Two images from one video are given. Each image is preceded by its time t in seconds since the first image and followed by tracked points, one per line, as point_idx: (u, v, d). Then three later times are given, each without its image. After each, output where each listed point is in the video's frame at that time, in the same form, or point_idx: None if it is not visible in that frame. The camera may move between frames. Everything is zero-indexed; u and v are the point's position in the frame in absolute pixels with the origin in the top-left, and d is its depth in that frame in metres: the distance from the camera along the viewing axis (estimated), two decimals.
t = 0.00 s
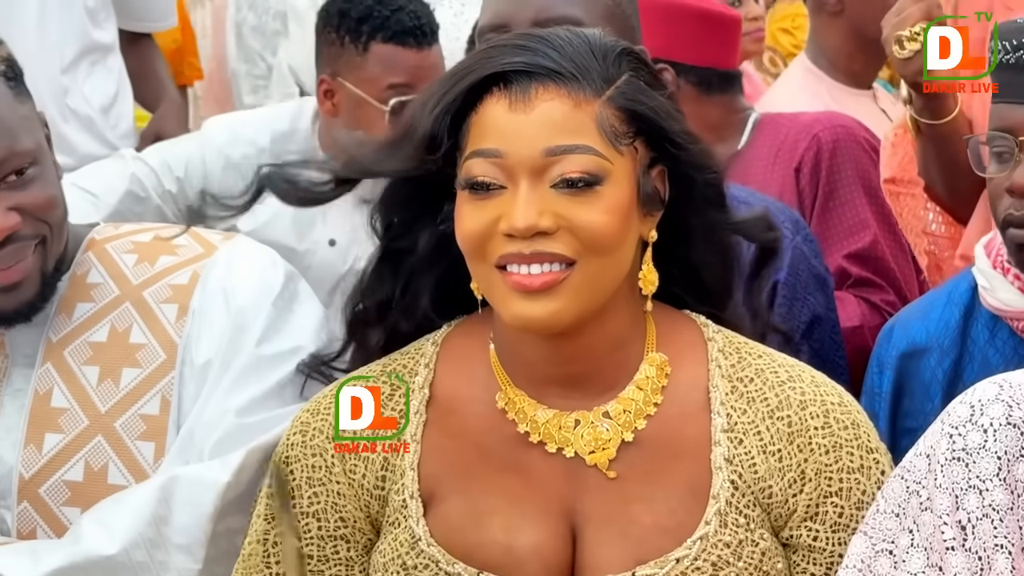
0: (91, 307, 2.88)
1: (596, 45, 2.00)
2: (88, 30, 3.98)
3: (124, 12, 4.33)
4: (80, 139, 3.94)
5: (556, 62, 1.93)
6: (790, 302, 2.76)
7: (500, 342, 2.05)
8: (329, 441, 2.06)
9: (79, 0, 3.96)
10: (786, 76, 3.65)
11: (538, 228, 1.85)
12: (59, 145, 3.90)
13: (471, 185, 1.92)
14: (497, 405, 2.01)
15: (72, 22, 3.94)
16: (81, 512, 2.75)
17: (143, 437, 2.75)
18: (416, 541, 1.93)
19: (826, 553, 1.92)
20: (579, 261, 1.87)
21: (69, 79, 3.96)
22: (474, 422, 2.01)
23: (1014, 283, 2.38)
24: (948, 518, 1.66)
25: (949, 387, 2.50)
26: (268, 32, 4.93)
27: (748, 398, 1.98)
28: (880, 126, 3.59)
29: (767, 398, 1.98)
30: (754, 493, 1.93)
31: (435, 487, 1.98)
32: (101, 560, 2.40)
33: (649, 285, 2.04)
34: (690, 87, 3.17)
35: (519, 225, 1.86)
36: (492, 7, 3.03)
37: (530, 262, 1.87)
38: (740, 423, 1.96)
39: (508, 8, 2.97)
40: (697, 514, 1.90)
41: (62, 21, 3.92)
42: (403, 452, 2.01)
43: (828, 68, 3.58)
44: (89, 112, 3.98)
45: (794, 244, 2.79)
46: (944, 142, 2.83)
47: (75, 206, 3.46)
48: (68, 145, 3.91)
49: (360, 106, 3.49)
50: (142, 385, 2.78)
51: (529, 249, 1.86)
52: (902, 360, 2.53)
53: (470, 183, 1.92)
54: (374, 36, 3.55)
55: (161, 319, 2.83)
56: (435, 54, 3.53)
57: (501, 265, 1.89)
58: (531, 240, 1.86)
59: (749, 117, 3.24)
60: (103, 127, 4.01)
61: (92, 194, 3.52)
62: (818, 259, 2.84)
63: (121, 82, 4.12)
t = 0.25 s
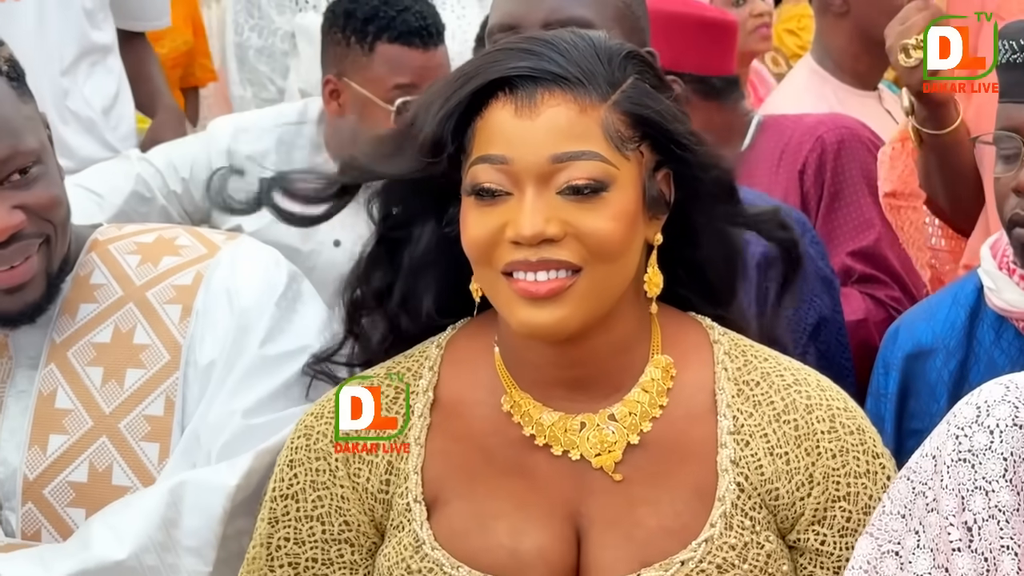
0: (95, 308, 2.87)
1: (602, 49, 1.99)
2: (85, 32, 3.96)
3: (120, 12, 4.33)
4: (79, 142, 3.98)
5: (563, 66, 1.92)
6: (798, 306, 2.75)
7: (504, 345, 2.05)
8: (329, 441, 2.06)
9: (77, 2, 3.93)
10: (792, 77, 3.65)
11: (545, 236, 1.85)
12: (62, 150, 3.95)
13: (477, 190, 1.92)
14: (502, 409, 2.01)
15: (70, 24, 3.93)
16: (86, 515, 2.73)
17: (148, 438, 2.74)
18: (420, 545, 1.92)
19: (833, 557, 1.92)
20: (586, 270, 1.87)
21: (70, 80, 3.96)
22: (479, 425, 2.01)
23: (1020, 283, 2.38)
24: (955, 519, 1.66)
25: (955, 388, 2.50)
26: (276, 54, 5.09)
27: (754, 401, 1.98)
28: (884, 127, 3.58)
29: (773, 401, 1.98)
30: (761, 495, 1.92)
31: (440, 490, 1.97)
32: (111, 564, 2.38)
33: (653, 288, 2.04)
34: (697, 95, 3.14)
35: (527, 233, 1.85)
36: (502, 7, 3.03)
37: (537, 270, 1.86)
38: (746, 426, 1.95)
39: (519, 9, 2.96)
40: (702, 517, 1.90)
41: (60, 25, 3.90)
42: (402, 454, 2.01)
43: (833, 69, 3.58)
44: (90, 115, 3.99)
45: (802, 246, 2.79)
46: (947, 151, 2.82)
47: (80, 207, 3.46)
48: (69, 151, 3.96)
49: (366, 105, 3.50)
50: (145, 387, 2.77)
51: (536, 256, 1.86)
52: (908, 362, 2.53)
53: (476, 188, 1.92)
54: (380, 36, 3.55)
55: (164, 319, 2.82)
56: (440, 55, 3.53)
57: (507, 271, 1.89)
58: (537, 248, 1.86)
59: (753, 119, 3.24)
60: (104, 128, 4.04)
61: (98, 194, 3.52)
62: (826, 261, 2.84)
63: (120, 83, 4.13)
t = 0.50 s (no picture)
0: (107, 309, 2.88)
1: (621, 53, 2.00)
2: (95, 33, 3.98)
3: (126, 7, 4.34)
4: (88, 144, 3.96)
5: (583, 71, 1.93)
6: (810, 309, 2.77)
7: (517, 348, 2.05)
8: (330, 440, 2.07)
9: (86, 3, 3.96)
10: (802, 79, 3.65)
11: (565, 241, 1.86)
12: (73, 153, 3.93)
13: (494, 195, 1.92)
14: (516, 412, 2.01)
15: (79, 26, 3.95)
16: (98, 515, 2.74)
17: (159, 438, 2.75)
18: (433, 546, 1.93)
19: (846, 560, 1.93)
20: (604, 275, 1.88)
21: (78, 81, 3.97)
22: (492, 427, 2.02)
23: None
24: (966, 521, 1.65)
25: (966, 391, 2.50)
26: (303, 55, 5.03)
27: (767, 404, 1.98)
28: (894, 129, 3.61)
29: (786, 405, 1.98)
30: (773, 498, 1.93)
31: (453, 492, 1.98)
32: (123, 565, 2.39)
33: (668, 291, 2.04)
34: (716, 91, 3.16)
35: (547, 238, 1.86)
36: (520, 10, 3.01)
37: (556, 275, 1.87)
38: (758, 428, 1.96)
39: (538, 11, 2.96)
40: (714, 519, 1.91)
41: (69, 29, 3.93)
42: (403, 453, 2.02)
43: (844, 72, 3.59)
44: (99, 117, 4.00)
45: (817, 251, 2.79)
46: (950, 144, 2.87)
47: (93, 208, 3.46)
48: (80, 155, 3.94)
49: (378, 108, 3.51)
50: (157, 388, 2.78)
51: (556, 261, 1.87)
52: (919, 365, 2.53)
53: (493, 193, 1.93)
54: (392, 39, 3.56)
55: (176, 320, 2.83)
56: (452, 57, 3.54)
57: (525, 276, 1.90)
58: (557, 254, 1.86)
59: (769, 122, 3.29)
60: (112, 130, 4.03)
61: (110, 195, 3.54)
62: (838, 265, 2.83)
63: (126, 85, 4.13)
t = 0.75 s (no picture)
0: (123, 310, 2.89)
1: (653, 56, 2.02)
2: (107, 36, 3.99)
3: (141, 9, 4.36)
4: (101, 147, 3.97)
5: (631, 72, 1.95)
6: (829, 312, 2.77)
7: (537, 351, 2.05)
8: (331, 440, 2.10)
9: (98, 5, 3.96)
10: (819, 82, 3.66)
11: (633, 240, 1.86)
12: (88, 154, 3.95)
13: (551, 196, 1.91)
14: (534, 415, 2.01)
15: (91, 29, 3.96)
16: (113, 515, 2.74)
17: (175, 440, 2.76)
18: (450, 548, 1.93)
19: (862, 564, 1.92)
20: (664, 274, 1.88)
21: (89, 83, 3.98)
22: (509, 430, 2.02)
23: None
24: (980, 526, 1.59)
25: (983, 394, 2.50)
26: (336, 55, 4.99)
27: (783, 407, 1.98)
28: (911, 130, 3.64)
29: (802, 408, 1.98)
30: (789, 501, 1.93)
31: (470, 494, 1.98)
32: (133, 564, 2.40)
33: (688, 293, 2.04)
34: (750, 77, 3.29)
35: (616, 237, 1.85)
36: (541, 12, 3.01)
37: (622, 274, 1.86)
38: (774, 431, 1.95)
39: (560, 13, 2.96)
40: (731, 522, 1.90)
41: (82, 32, 3.94)
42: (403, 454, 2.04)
43: (861, 75, 3.59)
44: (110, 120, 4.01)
45: (837, 255, 2.80)
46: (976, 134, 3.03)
47: (108, 211, 3.47)
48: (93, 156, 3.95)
49: (394, 110, 3.52)
50: (173, 388, 2.79)
51: (624, 261, 1.86)
52: (935, 368, 2.52)
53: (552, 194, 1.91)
54: (409, 41, 3.56)
55: (191, 321, 2.84)
56: (469, 60, 3.55)
57: (585, 278, 1.88)
58: (625, 253, 1.86)
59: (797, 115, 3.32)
60: (124, 132, 4.04)
61: (127, 197, 3.55)
62: (858, 268, 2.83)
63: (138, 87, 4.13)
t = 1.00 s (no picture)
0: (145, 312, 2.88)
1: (687, 62, 2.03)
2: (130, 37, 3.99)
3: (166, 12, 4.34)
4: (123, 148, 4.01)
5: (671, 76, 1.96)
6: (855, 318, 2.75)
7: (564, 356, 2.05)
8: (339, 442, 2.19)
9: (120, 6, 3.95)
10: (844, 86, 3.66)
11: (686, 242, 1.85)
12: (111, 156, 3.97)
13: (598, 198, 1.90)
14: (559, 421, 2.01)
15: (114, 31, 3.96)
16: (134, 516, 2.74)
17: (195, 441, 2.76)
18: (473, 552, 1.93)
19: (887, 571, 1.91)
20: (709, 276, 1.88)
21: (112, 85, 3.99)
22: (534, 435, 2.01)
23: None
24: (1001, 531, 1.57)
25: (1009, 399, 2.48)
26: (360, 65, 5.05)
27: (808, 414, 1.97)
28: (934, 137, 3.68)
29: (827, 415, 1.97)
30: (814, 507, 1.92)
31: (494, 499, 1.98)
32: (152, 564, 2.39)
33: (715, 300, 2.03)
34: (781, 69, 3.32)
35: (671, 238, 1.84)
36: (567, 15, 3.02)
37: (672, 277, 1.86)
38: (799, 438, 1.94)
39: (587, 16, 2.96)
40: (756, 528, 1.90)
41: (104, 33, 3.94)
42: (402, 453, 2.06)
43: (884, 79, 3.59)
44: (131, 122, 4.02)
45: (864, 261, 2.78)
46: None
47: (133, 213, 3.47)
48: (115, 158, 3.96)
49: (419, 114, 3.52)
50: (194, 390, 2.79)
51: (675, 263, 1.85)
52: (960, 372, 2.51)
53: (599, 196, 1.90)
54: (434, 45, 3.57)
55: (212, 323, 2.84)
56: (493, 65, 3.55)
57: (635, 283, 1.87)
58: (677, 255, 1.85)
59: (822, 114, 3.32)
60: (146, 134, 4.07)
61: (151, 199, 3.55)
62: (883, 275, 2.82)
63: (162, 88, 4.14)
